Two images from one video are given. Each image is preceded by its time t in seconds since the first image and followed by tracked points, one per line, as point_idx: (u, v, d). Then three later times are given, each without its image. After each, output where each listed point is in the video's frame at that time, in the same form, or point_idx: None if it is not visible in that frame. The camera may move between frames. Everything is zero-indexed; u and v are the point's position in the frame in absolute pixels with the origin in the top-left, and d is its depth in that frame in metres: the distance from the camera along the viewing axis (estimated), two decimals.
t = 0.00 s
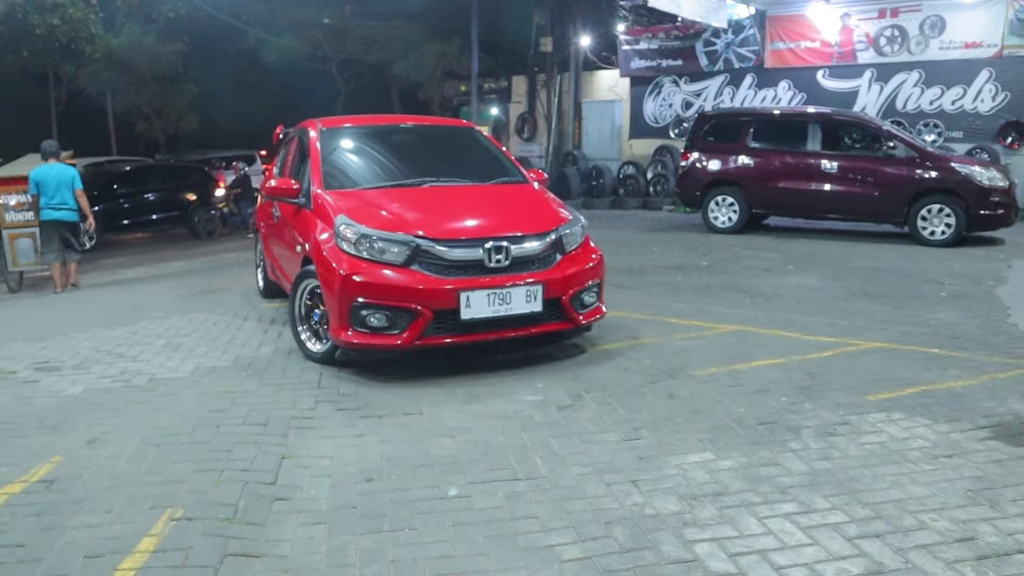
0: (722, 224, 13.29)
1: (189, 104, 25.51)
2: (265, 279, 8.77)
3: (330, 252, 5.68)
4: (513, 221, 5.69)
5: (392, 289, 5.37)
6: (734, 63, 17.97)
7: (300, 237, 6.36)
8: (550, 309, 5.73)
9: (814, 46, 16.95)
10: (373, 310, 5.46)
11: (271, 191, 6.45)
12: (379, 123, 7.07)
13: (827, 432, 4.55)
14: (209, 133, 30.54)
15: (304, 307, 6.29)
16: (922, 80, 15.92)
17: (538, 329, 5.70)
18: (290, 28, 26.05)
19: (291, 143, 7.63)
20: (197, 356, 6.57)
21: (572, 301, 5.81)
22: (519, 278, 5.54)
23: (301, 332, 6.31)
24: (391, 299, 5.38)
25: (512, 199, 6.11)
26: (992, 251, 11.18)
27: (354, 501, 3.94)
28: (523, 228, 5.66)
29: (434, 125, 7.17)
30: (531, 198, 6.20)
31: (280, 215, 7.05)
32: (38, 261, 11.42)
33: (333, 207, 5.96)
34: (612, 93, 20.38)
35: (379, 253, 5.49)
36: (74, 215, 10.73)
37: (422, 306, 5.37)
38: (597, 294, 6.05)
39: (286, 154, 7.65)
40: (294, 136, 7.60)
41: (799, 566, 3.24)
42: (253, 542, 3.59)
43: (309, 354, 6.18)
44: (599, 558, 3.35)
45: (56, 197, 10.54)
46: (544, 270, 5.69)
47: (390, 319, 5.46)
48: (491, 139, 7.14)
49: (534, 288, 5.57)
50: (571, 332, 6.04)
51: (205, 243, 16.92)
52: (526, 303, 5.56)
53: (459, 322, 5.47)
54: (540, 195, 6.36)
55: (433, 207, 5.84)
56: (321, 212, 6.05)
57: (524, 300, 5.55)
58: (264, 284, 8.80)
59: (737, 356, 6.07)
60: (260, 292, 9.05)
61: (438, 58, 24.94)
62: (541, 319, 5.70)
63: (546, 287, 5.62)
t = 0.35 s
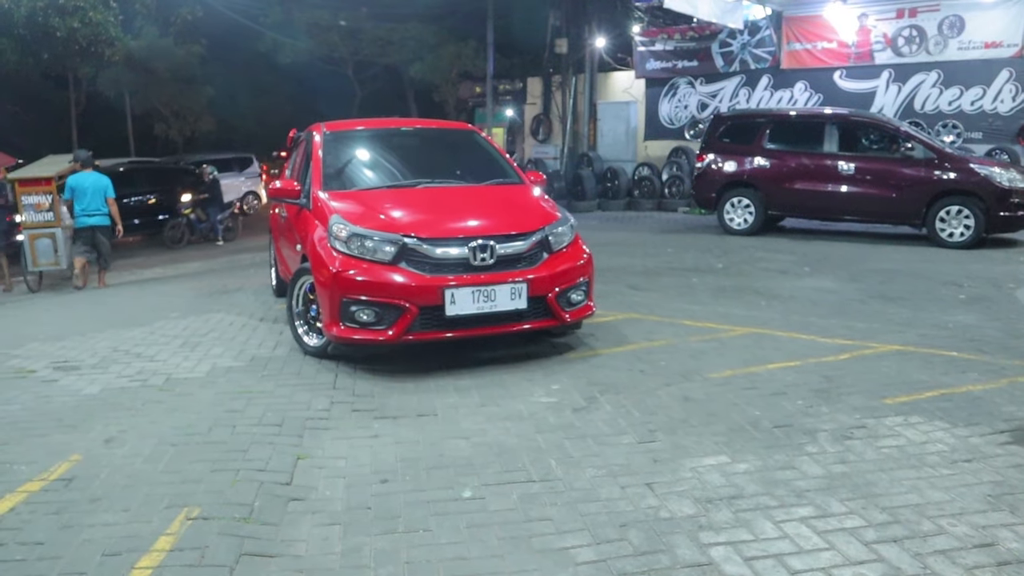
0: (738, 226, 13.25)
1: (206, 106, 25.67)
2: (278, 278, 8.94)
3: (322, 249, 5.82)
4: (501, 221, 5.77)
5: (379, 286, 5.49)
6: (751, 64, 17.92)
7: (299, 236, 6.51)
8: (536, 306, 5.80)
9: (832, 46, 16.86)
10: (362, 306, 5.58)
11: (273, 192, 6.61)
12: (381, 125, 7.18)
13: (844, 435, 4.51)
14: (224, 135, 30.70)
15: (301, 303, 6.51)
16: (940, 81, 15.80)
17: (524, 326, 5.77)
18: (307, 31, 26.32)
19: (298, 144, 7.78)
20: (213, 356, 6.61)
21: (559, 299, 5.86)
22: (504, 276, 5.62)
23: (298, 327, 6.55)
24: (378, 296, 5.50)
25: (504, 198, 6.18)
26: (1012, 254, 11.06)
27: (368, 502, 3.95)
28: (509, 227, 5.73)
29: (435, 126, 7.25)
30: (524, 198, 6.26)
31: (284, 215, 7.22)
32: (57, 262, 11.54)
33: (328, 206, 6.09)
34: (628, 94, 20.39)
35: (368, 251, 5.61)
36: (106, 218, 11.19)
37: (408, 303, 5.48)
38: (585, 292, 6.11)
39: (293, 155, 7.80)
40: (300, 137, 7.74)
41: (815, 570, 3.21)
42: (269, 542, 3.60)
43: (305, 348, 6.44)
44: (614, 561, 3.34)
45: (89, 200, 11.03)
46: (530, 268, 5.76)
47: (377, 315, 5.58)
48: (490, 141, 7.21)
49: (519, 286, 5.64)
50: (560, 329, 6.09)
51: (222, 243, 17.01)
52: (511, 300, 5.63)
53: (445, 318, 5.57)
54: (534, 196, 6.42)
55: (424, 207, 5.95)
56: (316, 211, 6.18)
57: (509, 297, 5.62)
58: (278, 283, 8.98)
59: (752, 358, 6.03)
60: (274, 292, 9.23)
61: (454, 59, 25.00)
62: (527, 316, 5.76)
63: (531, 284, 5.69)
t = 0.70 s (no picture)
0: (750, 228, 13.21)
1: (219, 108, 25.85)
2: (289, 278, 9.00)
3: (313, 248, 5.97)
4: (487, 221, 5.87)
5: (364, 283, 5.62)
6: (762, 66, 17.87)
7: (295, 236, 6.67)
8: (520, 305, 5.88)
9: (844, 48, 16.80)
10: (348, 303, 5.73)
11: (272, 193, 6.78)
12: (381, 128, 7.31)
13: (856, 438, 4.49)
14: (238, 137, 30.85)
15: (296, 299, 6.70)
16: (954, 82, 15.72)
17: (507, 324, 5.85)
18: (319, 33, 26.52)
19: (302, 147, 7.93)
20: (226, 357, 6.64)
21: (543, 299, 5.94)
22: (486, 275, 5.71)
23: (293, 322, 6.77)
24: (363, 294, 5.64)
25: (494, 199, 6.27)
26: None
27: (379, 502, 3.96)
28: (493, 227, 5.82)
29: (434, 130, 7.36)
30: (515, 200, 6.35)
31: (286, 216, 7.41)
32: (70, 262, 11.57)
33: (321, 206, 6.24)
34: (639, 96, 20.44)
35: (356, 250, 5.75)
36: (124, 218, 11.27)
37: (391, 301, 5.61)
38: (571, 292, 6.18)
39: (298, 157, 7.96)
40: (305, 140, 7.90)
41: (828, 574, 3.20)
42: (281, 542, 3.62)
43: (299, 343, 6.64)
44: (626, 562, 3.34)
45: (110, 203, 11.30)
46: (513, 267, 5.85)
47: (363, 312, 5.72)
48: (488, 144, 7.29)
49: (501, 285, 5.73)
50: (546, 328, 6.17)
51: (235, 244, 17.10)
52: (493, 298, 5.72)
53: (427, 315, 5.68)
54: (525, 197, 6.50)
55: (414, 207, 6.08)
56: (311, 211, 6.33)
57: (492, 296, 5.71)
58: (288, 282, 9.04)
59: (764, 361, 6.02)
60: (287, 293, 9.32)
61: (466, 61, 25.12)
62: (510, 314, 5.85)
63: (513, 283, 5.77)
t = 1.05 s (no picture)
0: (767, 230, 13.16)
1: (236, 109, 25.98)
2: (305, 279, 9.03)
3: (306, 245, 6.23)
4: (472, 220, 6.06)
5: (350, 281, 5.87)
6: (779, 67, 17.79)
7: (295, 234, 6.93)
8: (501, 302, 6.07)
9: (862, 49, 16.70)
10: (336, 299, 5.98)
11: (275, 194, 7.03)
12: (382, 131, 7.51)
13: (875, 442, 4.46)
14: (256, 138, 31.02)
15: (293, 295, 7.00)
16: (973, 84, 15.59)
17: (488, 320, 6.05)
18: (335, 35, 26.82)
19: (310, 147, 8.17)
20: (243, 358, 6.67)
21: (525, 297, 6.12)
22: (467, 273, 5.91)
23: (290, 316, 7.08)
24: (350, 290, 5.89)
25: (482, 199, 6.45)
26: None
27: (396, 504, 3.97)
28: (476, 227, 6.01)
29: (434, 132, 7.54)
30: (504, 200, 6.52)
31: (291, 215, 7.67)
32: (89, 264, 11.69)
33: (316, 205, 6.48)
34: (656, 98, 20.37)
35: (344, 249, 5.99)
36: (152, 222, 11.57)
37: (376, 297, 5.85)
38: (555, 289, 6.35)
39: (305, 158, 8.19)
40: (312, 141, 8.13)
41: None
42: (298, 543, 3.63)
43: (296, 337, 6.96)
44: (643, 566, 3.33)
45: (137, 207, 11.62)
46: (494, 265, 6.04)
47: (350, 307, 5.97)
48: (486, 147, 7.44)
49: (482, 282, 5.93)
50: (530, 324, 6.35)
51: (252, 245, 17.18)
52: (474, 295, 5.93)
53: (411, 311, 5.90)
54: (514, 198, 6.66)
55: (402, 207, 6.29)
56: (308, 211, 6.59)
57: (473, 293, 5.92)
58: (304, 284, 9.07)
59: (782, 364, 5.98)
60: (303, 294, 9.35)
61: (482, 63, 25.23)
62: (491, 311, 6.04)
63: (494, 281, 5.97)
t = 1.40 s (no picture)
0: (795, 232, 13.01)
1: (264, 111, 26.21)
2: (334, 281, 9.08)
3: (312, 244, 6.49)
4: (468, 220, 6.21)
5: (349, 277, 6.10)
6: (809, 68, 17.65)
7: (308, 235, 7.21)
8: (496, 300, 6.20)
9: (892, 49, 16.49)
10: (335, 294, 6.21)
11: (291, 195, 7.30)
12: (398, 134, 7.68)
13: (906, 448, 4.40)
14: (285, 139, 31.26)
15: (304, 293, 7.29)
16: (1007, 84, 15.32)
17: (482, 318, 6.18)
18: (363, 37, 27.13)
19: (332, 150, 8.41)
20: (271, 358, 6.72)
21: (519, 295, 6.24)
22: (460, 271, 6.07)
23: (301, 311, 7.38)
24: (348, 286, 6.12)
25: (484, 200, 6.58)
26: None
27: (423, 506, 3.97)
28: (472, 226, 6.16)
29: (448, 135, 7.65)
30: (505, 201, 6.62)
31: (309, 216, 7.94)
32: (120, 264, 11.83)
33: (325, 206, 6.74)
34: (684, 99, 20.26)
35: (345, 246, 6.23)
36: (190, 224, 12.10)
37: (372, 293, 6.06)
38: (551, 288, 6.43)
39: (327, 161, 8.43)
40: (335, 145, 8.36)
41: None
42: (325, 544, 3.64)
43: (305, 331, 7.25)
44: (670, 572, 3.30)
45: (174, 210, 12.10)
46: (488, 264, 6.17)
47: (348, 302, 6.19)
48: (498, 149, 7.49)
49: (475, 280, 6.08)
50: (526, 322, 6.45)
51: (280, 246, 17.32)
52: (467, 293, 6.08)
53: (405, 307, 6.10)
54: (517, 198, 6.76)
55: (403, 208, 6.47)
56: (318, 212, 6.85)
57: (466, 290, 6.07)
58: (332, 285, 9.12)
59: (811, 368, 5.92)
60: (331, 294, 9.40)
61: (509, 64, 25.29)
62: (485, 308, 6.17)
63: (487, 279, 6.11)
